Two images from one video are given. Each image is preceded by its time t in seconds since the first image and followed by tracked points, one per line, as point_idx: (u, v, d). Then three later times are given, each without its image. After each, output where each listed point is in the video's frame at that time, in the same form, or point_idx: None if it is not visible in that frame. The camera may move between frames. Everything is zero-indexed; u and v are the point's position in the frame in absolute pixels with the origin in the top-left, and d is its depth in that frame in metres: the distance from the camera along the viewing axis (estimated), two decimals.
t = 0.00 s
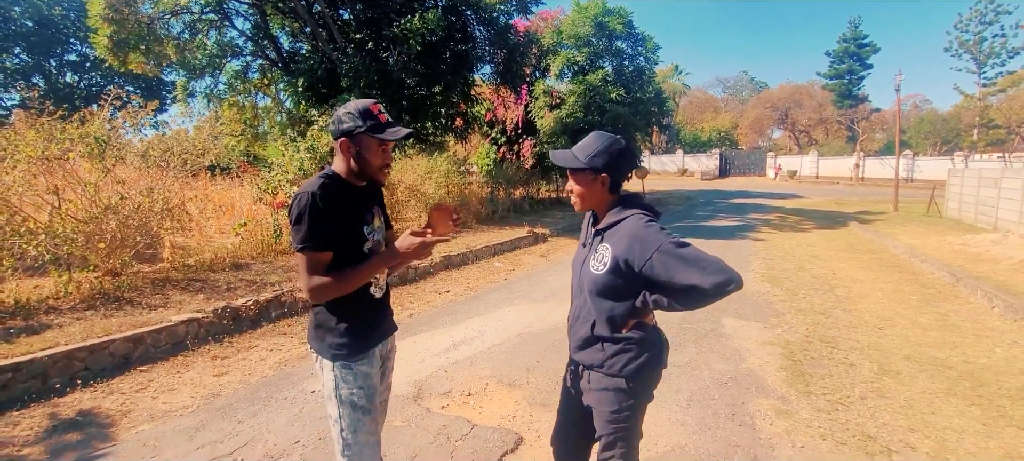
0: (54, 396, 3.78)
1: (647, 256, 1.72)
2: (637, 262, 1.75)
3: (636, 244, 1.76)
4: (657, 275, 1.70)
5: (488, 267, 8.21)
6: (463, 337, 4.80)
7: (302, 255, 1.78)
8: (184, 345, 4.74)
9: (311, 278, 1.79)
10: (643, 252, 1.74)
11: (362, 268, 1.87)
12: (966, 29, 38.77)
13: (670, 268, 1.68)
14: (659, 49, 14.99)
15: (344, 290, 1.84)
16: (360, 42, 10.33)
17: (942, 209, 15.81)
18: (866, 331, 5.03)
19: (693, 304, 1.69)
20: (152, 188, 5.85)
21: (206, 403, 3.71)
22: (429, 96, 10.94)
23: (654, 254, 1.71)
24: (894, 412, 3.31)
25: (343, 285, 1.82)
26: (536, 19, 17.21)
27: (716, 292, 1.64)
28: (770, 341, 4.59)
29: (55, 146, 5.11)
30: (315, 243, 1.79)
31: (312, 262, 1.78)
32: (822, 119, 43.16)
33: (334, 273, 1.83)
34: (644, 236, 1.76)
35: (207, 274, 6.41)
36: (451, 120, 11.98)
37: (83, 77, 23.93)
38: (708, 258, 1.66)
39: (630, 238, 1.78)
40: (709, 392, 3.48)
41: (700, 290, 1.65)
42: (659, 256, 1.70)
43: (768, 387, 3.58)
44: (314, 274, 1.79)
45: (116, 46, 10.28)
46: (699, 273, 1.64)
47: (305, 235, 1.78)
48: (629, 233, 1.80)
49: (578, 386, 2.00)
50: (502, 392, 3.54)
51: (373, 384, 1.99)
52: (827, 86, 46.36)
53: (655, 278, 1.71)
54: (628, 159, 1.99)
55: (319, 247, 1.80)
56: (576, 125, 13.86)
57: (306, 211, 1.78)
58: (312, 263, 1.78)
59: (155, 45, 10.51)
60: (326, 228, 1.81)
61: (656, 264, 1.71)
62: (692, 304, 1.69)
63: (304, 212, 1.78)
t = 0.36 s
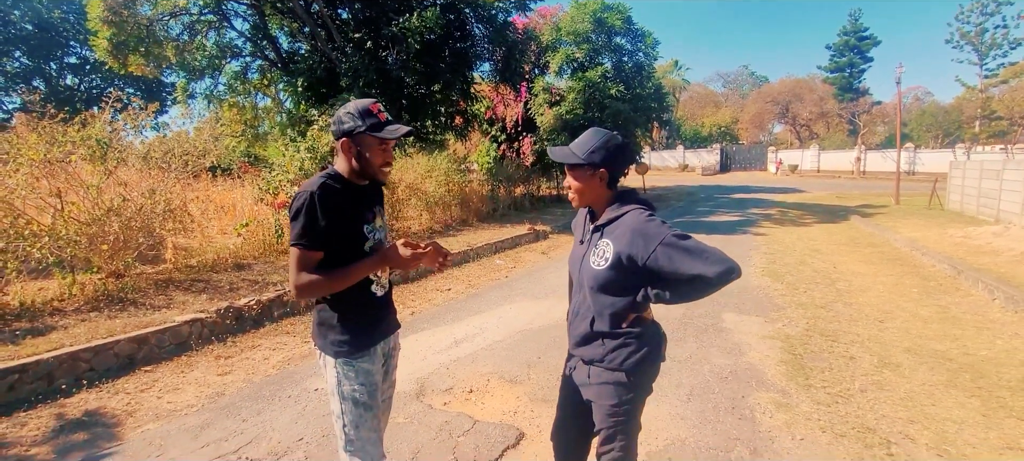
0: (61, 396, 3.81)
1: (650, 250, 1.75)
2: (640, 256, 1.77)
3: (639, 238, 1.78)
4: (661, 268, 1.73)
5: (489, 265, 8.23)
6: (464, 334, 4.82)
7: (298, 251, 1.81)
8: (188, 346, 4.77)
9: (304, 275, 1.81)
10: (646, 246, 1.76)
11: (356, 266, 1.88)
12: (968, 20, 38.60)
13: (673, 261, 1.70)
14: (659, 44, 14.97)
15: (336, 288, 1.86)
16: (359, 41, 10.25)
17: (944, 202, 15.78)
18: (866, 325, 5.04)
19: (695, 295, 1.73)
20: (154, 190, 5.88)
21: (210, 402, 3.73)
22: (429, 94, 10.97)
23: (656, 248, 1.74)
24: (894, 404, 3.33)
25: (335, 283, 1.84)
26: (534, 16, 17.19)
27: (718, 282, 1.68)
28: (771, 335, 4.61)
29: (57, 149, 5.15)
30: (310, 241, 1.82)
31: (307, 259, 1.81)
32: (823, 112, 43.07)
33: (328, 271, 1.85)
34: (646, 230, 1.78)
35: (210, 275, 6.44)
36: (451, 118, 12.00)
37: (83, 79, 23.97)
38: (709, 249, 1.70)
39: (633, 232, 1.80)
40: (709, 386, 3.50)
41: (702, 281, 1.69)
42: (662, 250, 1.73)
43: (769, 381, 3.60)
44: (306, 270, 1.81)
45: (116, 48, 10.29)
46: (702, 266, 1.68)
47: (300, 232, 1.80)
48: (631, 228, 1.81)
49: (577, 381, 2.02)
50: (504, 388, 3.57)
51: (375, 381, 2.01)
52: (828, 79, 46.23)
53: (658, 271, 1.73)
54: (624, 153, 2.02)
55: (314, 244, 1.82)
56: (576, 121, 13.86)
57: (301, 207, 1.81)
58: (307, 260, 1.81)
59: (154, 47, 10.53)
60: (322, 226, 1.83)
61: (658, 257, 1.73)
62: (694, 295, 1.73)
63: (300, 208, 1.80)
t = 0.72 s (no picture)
0: (65, 395, 3.82)
1: (651, 243, 1.76)
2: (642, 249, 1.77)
3: (641, 232, 1.78)
4: (663, 261, 1.74)
5: (490, 262, 8.24)
6: (466, 331, 4.84)
7: (304, 248, 1.82)
8: (191, 344, 4.78)
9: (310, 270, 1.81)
10: (647, 239, 1.77)
11: (361, 260, 1.89)
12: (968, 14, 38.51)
13: (676, 254, 1.72)
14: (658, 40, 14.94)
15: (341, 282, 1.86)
16: (358, 39, 10.29)
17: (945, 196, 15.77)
18: (867, 319, 5.05)
19: (697, 288, 1.74)
20: (156, 189, 5.89)
21: (213, 400, 3.75)
22: (428, 92, 10.92)
23: (658, 242, 1.75)
24: (895, 398, 3.34)
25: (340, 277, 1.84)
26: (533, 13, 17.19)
27: (720, 274, 1.69)
28: (772, 330, 4.62)
29: (58, 149, 5.16)
30: (316, 236, 1.82)
31: (311, 255, 1.82)
32: (823, 107, 43.02)
33: (334, 266, 1.86)
34: (647, 224, 1.79)
35: (211, 274, 6.45)
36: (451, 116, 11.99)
37: (83, 79, 23.95)
38: (710, 243, 1.71)
39: (634, 226, 1.81)
40: (711, 381, 3.51)
41: (705, 273, 1.70)
42: (664, 244, 1.74)
43: (770, 375, 3.61)
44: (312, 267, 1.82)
45: (115, 48, 10.28)
46: (704, 258, 1.69)
47: (305, 229, 1.81)
48: (631, 222, 1.83)
49: (579, 376, 2.03)
50: (506, 385, 3.58)
51: (380, 375, 2.03)
52: (828, 74, 46.16)
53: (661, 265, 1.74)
54: (623, 148, 2.02)
55: (320, 241, 1.83)
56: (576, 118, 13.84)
57: (305, 205, 1.82)
58: (312, 255, 1.82)
59: (153, 46, 10.53)
60: (327, 223, 1.84)
61: (660, 250, 1.74)
62: (696, 288, 1.74)
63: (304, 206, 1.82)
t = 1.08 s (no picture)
0: (71, 395, 3.83)
1: (655, 241, 1.77)
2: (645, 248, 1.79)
3: (644, 231, 1.80)
4: (667, 259, 1.75)
5: (491, 260, 8.25)
6: (469, 329, 4.86)
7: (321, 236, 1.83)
8: (195, 343, 4.79)
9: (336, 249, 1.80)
10: (651, 237, 1.78)
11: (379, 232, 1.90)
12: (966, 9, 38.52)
13: (679, 252, 1.73)
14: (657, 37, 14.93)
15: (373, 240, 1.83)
16: (357, 38, 10.25)
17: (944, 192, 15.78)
18: (868, 315, 5.07)
19: (701, 287, 1.75)
20: (156, 189, 5.89)
21: (218, 399, 3.76)
22: (428, 90, 10.84)
23: (661, 240, 1.76)
24: (897, 393, 3.36)
25: (367, 234, 1.81)
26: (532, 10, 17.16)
27: (722, 272, 1.70)
28: (773, 326, 4.64)
29: (59, 150, 5.17)
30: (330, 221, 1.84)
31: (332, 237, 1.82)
32: (822, 104, 43.04)
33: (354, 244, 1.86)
34: (650, 222, 1.81)
35: (213, 273, 6.46)
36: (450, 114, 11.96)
37: (80, 79, 23.88)
38: (713, 241, 1.72)
39: (637, 225, 1.82)
40: (713, 378, 3.53)
41: (707, 271, 1.71)
42: (668, 242, 1.75)
43: (772, 372, 3.63)
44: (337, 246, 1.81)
45: (114, 47, 10.36)
46: (708, 257, 1.70)
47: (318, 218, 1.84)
48: (634, 220, 1.84)
49: (584, 373, 2.04)
50: (510, 382, 3.60)
51: (385, 373, 2.04)
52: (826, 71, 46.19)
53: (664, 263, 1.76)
54: (628, 146, 2.03)
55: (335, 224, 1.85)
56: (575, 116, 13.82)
57: (314, 197, 1.86)
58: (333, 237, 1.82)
59: (152, 46, 10.53)
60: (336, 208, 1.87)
61: (663, 249, 1.76)
62: (700, 286, 1.75)
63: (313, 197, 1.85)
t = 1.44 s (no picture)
0: (74, 397, 3.85)
1: (658, 241, 1.80)
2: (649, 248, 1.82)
3: (647, 231, 1.83)
4: (670, 258, 1.78)
5: (490, 259, 8.29)
6: (470, 328, 4.89)
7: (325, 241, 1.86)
8: (196, 345, 4.81)
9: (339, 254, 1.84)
10: (654, 237, 1.82)
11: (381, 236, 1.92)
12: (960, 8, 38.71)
13: (683, 251, 1.76)
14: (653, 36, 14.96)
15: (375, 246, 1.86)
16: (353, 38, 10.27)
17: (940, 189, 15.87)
18: (865, 312, 5.12)
19: (703, 286, 1.78)
20: (156, 191, 5.93)
21: (222, 400, 3.79)
22: (425, 90, 10.89)
23: (664, 240, 1.79)
24: (894, 388, 3.41)
25: (371, 238, 1.83)
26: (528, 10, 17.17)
27: (724, 270, 1.73)
28: (772, 324, 4.68)
29: (59, 153, 5.21)
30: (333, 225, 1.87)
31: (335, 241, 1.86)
32: (818, 102, 43.17)
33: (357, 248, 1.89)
34: (653, 223, 1.84)
35: (213, 274, 6.48)
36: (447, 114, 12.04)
37: (75, 81, 23.77)
38: (715, 240, 1.76)
39: (641, 225, 1.86)
40: (713, 375, 3.57)
41: (709, 269, 1.74)
42: (671, 241, 1.78)
43: (771, 368, 3.68)
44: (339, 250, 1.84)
45: (109, 49, 10.28)
46: (710, 257, 1.73)
47: (322, 222, 1.87)
48: (638, 220, 1.88)
49: (589, 370, 2.07)
50: (512, 381, 3.63)
51: (392, 371, 2.07)
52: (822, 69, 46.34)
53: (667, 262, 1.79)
54: (630, 147, 2.07)
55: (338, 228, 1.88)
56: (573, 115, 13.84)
57: (319, 201, 1.89)
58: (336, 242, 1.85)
59: (148, 47, 10.50)
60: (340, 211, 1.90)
61: (666, 248, 1.79)
62: (702, 285, 1.78)
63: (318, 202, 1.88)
